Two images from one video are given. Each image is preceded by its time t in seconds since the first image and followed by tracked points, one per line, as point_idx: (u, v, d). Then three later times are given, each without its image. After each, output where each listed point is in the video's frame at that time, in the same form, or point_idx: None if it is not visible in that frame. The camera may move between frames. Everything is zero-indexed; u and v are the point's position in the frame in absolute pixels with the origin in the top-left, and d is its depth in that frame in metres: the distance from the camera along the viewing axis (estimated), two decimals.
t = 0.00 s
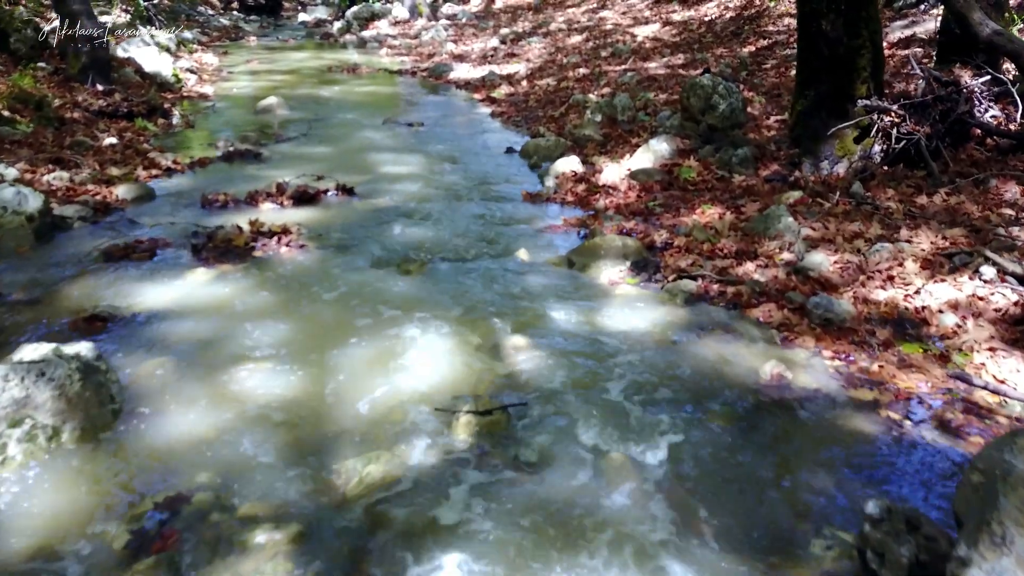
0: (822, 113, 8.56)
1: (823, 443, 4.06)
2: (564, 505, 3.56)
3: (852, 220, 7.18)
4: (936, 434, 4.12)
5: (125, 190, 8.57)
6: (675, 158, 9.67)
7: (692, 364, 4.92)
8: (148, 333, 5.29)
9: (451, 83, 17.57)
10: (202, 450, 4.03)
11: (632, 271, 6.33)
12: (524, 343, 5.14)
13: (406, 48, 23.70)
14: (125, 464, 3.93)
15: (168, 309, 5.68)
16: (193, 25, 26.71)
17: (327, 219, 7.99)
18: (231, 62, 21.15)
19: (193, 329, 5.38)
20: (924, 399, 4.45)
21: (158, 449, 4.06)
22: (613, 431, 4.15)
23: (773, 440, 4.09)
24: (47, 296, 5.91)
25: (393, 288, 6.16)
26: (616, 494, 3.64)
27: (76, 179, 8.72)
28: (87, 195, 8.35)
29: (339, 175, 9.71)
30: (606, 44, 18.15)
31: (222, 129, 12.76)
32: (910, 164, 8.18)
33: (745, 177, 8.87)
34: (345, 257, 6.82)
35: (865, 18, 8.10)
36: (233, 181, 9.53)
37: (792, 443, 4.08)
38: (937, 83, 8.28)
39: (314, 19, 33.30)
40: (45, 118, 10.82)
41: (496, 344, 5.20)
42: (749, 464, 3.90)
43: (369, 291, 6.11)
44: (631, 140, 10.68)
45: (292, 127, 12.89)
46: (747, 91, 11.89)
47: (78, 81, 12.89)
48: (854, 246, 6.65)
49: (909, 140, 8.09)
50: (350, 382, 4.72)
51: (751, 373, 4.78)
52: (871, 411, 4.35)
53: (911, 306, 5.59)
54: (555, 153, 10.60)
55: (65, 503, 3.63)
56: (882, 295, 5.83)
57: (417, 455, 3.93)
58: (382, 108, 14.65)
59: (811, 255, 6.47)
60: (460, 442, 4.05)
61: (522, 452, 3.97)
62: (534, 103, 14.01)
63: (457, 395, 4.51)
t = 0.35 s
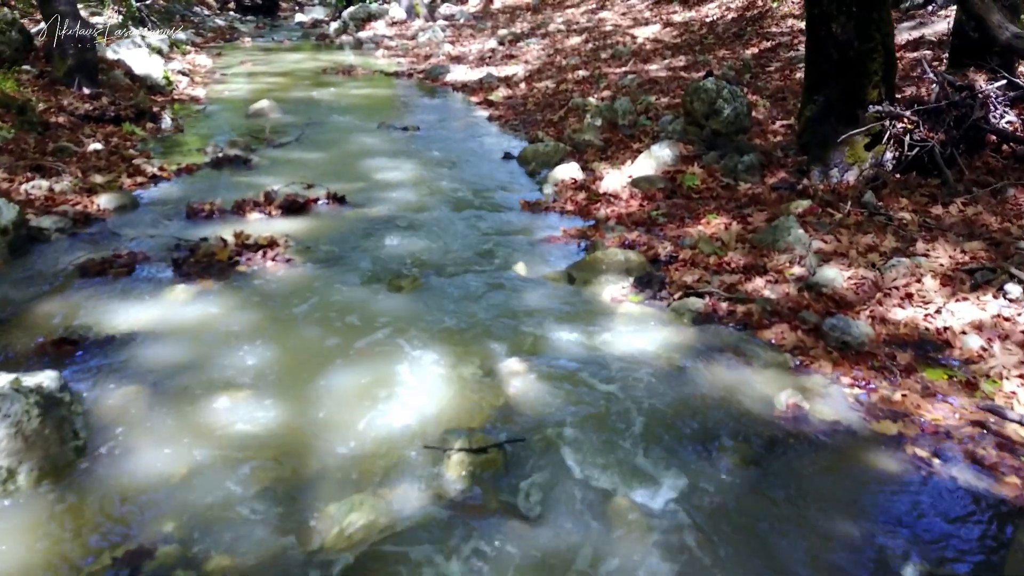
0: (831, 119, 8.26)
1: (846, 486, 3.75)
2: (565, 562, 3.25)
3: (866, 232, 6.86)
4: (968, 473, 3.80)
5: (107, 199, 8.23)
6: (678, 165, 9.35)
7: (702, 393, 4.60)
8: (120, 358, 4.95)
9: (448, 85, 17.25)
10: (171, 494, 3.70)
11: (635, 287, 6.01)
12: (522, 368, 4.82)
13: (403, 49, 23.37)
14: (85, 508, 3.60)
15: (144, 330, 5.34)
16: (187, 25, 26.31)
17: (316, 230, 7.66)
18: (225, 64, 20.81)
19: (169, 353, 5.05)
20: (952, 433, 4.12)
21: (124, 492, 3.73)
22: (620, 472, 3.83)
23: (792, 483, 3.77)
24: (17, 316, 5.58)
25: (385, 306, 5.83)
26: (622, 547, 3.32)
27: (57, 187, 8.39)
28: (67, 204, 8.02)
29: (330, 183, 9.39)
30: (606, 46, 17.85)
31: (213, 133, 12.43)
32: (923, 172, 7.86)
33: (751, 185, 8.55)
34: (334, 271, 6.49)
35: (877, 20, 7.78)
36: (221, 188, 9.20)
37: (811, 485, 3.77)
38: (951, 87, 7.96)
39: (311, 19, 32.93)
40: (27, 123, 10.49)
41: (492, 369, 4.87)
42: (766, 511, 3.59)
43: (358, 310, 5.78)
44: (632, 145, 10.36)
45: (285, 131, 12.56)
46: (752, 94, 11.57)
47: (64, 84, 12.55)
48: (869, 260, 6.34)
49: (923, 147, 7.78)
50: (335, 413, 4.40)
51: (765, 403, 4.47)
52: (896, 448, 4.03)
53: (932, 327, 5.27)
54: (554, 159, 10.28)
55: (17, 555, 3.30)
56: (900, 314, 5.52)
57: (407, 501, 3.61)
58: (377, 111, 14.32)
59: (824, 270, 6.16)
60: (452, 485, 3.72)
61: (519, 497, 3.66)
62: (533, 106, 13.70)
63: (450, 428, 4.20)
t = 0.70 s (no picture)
0: (845, 125, 7.92)
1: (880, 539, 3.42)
2: None
3: (883, 246, 6.53)
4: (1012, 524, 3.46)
5: (87, 209, 7.88)
6: (683, 172, 9.01)
7: (717, 427, 4.26)
8: (91, 388, 4.61)
9: (446, 88, 16.91)
10: (134, 551, 3.36)
11: (641, 307, 5.66)
12: (521, 400, 4.47)
13: (400, 51, 23.03)
14: (39, 567, 3.26)
15: (117, 358, 4.99)
16: (181, 26, 25.91)
17: (306, 242, 7.32)
18: (219, 65, 20.46)
19: (142, 383, 4.70)
20: (991, 475, 3.78)
21: (87, 546, 3.39)
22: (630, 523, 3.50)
23: (819, 537, 3.44)
24: None
25: (376, 327, 5.49)
26: None
27: (36, 197, 8.04)
28: (45, 216, 7.67)
29: (322, 191, 9.05)
30: (607, 47, 17.51)
31: (203, 138, 12.09)
32: (940, 181, 7.53)
33: (760, 194, 8.22)
34: (323, 290, 6.14)
35: (894, 23, 7.46)
36: (207, 198, 8.84)
37: (841, 539, 3.43)
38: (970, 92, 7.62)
39: (308, 19, 32.55)
40: (10, 129, 10.14)
41: (490, 399, 4.53)
42: (793, 569, 3.26)
43: (346, 332, 5.41)
44: (635, 151, 10.01)
45: (277, 136, 12.22)
46: (758, 98, 11.24)
47: (50, 87, 12.21)
48: (888, 276, 6.00)
49: (940, 155, 7.44)
50: (320, 451, 4.05)
51: (786, 440, 4.12)
52: (930, 493, 3.70)
53: (960, 352, 4.94)
54: (555, 166, 9.94)
55: None
56: (925, 337, 5.17)
57: (395, 558, 3.26)
58: (373, 115, 13.98)
59: (841, 287, 5.81)
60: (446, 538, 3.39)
61: (520, 553, 3.32)
62: (533, 109, 13.36)
63: (444, 470, 3.85)
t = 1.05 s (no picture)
0: (860, 133, 7.60)
1: None
2: None
3: (904, 262, 6.20)
4: None
5: (68, 221, 7.53)
6: (690, 180, 8.68)
7: (737, 467, 3.94)
8: (61, 424, 4.28)
9: (444, 90, 16.57)
10: None
11: (651, 329, 5.33)
12: (524, 435, 4.13)
13: (398, 52, 22.68)
14: None
15: (90, 386, 4.65)
16: (176, 25, 25.55)
17: (297, 256, 6.98)
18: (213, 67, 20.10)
19: (117, 416, 4.36)
20: None
21: None
22: None
23: None
24: None
25: (369, 350, 5.15)
26: None
27: (15, 208, 7.69)
28: (24, 227, 7.33)
29: (315, 200, 8.71)
30: (608, 49, 17.18)
31: (194, 143, 11.75)
32: (960, 192, 7.21)
33: (771, 204, 7.89)
34: (313, 309, 5.79)
35: (912, 26, 7.17)
36: (195, 207, 8.50)
37: None
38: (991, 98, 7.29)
39: (305, 20, 32.19)
40: None
41: (491, 434, 4.20)
42: None
43: (337, 356, 5.07)
44: (639, 158, 9.68)
45: (270, 141, 11.87)
46: (765, 102, 10.91)
47: (35, 91, 11.87)
48: (911, 295, 5.67)
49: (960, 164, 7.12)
50: (307, 496, 3.73)
51: (812, 483, 3.80)
52: (972, 545, 3.38)
53: (994, 380, 4.61)
54: (556, 173, 9.61)
55: None
56: (954, 363, 4.84)
57: None
58: (369, 119, 13.65)
59: (862, 306, 5.48)
60: None
61: None
62: (533, 113, 13.03)
63: (441, 519, 3.52)
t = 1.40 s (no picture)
0: (874, 140, 7.28)
1: None
2: None
3: (925, 278, 5.89)
4: None
5: (47, 233, 7.20)
6: (696, 189, 8.37)
7: (757, 512, 3.63)
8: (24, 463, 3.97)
9: (442, 93, 16.25)
10: None
11: (659, 353, 5.01)
12: (524, 476, 3.84)
13: (395, 53, 22.36)
14: None
15: (59, 419, 4.34)
16: (171, 26, 25.20)
17: (286, 270, 6.65)
18: (206, 69, 19.77)
19: (87, 453, 4.05)
20: None
21: None
22: None
23: None
24: None
25: (360, 376, 4.84)
26: None
27: None
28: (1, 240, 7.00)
29: (307, 210, 8.39)
30: (609, 51, 16.87)
31: (184, 148, 11.41)
32: (980, 203, 6.92)
33: (781, 214, 7.57)
34: (301, 330, 5.47)
35: (931, 29, 6.86)
36: (182, 217, 8.17)
37: None
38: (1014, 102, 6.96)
39: (303, 20, 31.87)
40: None
41: (489, 474, 3.89)
42: None
43: (324, 383, 4.75)
44: (643, 165, 9.36)
45: (263, 145, 11.55)
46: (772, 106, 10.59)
47: (20, 95, 11.54)
48: (935, 314, 5.34)
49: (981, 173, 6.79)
50: (284, 549, 3.41)
51: (839, 531, 3.50)
52: None
53: None
54: (557, 180, 9.30)
55: None
56: (984, 391, 4.51)
57: None
58: (365, 123, 13.32)
59: (883, 327, 5.16)
60: None
61: None
62: (532, 116, 12.71)
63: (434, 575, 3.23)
